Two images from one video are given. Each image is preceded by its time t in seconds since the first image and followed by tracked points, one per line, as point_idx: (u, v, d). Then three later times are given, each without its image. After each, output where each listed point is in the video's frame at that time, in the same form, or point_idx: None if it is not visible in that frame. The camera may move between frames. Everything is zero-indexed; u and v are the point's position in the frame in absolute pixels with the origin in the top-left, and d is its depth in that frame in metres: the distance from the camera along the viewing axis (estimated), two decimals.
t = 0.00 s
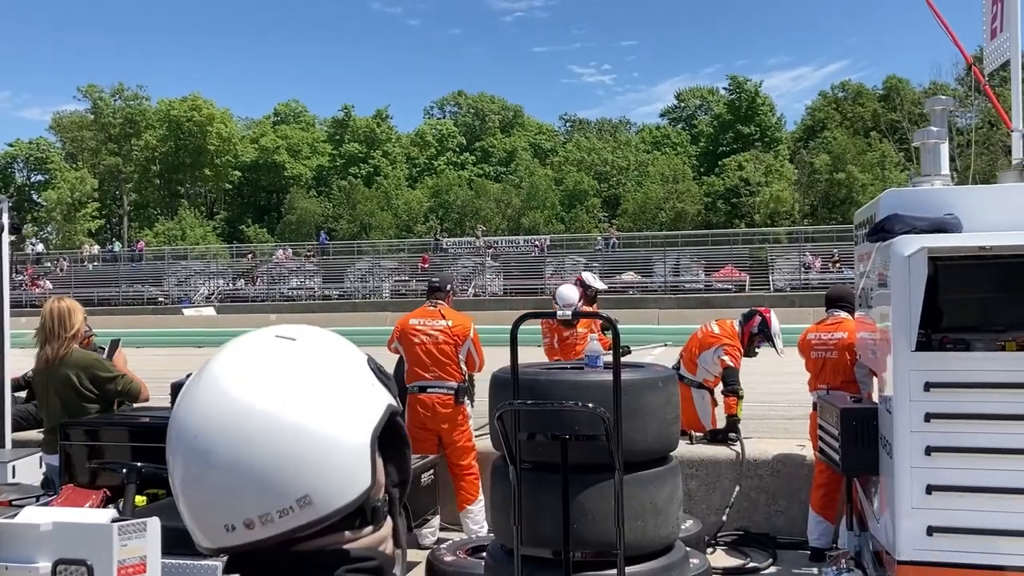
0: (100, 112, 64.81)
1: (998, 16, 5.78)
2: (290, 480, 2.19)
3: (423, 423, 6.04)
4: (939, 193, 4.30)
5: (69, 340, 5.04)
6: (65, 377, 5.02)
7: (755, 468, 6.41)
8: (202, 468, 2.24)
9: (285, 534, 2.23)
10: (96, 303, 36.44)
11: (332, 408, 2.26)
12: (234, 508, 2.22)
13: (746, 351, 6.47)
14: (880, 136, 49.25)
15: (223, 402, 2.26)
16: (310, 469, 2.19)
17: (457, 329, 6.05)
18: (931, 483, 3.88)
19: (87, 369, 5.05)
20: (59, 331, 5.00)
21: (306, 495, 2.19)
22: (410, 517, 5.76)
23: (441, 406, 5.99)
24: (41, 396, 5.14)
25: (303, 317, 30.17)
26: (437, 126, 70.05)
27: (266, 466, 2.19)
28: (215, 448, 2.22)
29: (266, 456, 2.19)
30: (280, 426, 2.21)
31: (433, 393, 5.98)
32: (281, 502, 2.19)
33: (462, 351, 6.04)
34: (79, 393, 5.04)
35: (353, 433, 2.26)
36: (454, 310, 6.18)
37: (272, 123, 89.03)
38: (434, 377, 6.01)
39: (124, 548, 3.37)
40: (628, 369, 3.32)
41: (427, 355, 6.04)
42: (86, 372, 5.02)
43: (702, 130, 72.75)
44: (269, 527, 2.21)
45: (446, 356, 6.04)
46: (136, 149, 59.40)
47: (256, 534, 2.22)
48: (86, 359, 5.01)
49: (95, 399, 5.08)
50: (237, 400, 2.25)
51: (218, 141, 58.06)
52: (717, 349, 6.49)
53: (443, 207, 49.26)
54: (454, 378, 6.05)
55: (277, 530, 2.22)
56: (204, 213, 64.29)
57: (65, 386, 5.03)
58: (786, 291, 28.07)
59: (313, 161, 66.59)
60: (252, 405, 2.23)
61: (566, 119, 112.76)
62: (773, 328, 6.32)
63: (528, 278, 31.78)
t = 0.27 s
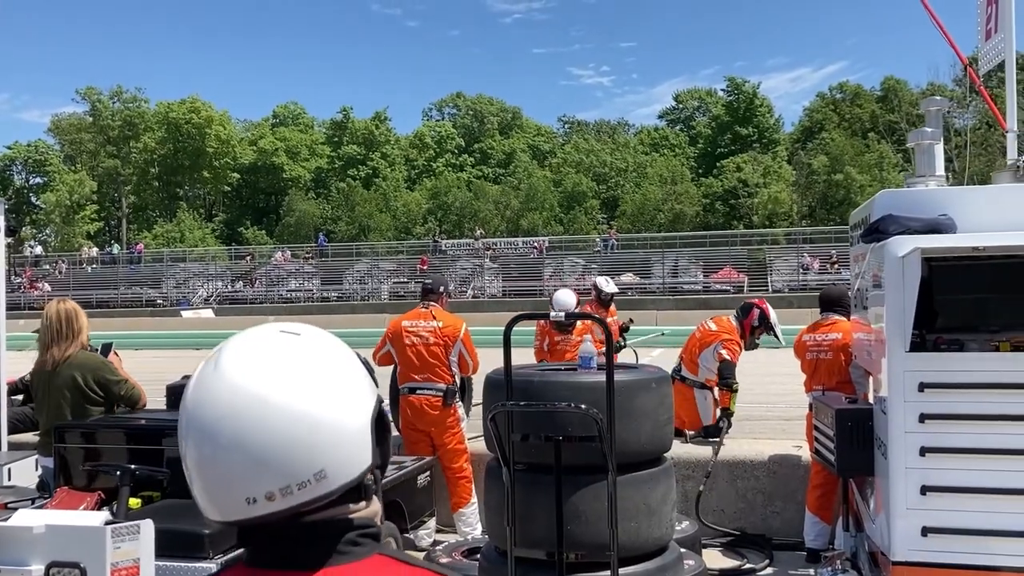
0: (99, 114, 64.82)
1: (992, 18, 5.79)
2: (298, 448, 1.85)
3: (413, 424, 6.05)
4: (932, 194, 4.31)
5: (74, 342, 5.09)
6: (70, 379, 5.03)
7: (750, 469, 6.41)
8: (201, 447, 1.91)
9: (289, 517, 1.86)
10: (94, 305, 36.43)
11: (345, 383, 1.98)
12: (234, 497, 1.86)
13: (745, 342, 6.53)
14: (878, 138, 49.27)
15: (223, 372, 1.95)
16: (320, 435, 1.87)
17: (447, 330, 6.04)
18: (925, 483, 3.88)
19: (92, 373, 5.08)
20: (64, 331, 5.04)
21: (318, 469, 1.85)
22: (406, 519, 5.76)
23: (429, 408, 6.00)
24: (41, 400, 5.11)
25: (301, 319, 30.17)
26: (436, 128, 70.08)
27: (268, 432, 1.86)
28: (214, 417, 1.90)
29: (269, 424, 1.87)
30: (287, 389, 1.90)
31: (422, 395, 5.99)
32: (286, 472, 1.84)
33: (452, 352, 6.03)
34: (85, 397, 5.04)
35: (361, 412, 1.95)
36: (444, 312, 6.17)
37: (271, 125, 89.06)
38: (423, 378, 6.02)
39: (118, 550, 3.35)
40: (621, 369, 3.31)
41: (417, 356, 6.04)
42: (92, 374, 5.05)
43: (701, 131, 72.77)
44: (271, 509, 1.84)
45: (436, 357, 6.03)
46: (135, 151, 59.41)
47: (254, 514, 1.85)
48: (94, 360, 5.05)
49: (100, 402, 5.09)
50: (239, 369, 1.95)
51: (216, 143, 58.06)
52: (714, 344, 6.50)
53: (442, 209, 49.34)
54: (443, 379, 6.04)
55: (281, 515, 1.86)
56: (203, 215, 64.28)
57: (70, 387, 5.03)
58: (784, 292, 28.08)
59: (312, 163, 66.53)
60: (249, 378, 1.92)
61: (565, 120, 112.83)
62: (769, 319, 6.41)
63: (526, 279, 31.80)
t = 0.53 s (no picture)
0: (97, 116, 64.82)
1: (988, 18, 5.80)
2: (359, 415, 1.78)
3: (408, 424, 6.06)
4: (929, 193, 4.31)
5: (72, 346, 5.10)
6: (70, 382, 5.02)
7: (748, 468, 6.42)
8: (263, 409, 1.82)
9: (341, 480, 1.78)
10: (93, 307, 36.39)
11: (393, 360, 1.94)
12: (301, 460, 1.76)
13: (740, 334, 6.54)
14: (876, 138, 49.31)
15: (283, 339, 1.89)
16: (379, 399, 1.82)
17: (440, 329, 6.22)
18: (921, 483, 3.88)
19: (91, 376, 5.07)
20: (59, 338, 5.06)
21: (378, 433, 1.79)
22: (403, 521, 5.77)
23: (425, 407, 6.00)
24: (41, 401, 5.12)
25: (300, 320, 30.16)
26: (435, 129, 70.06)
27: (332, 391, 1.79)
28: (277, 373, 1.82)
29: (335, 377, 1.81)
30: (353, 353, 1.86)
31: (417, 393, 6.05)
32: (347, 433, 1.76)
33: (446, 350, 6.18)
34: (84, 400, 5.04)
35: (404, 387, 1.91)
36: (438, 314, 6.36)
37: (269, 126, 89.04)
38: (418, 378, 6.14)
39: (114, 551, 3.35)
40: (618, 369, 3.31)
41: (412, 356, 6.21)
42: (90, 377, 5.04)
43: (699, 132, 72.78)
44: (334, 468, 1.76)
45: (430, 356, 6.17)
46: (133, 152, 59.39)
47: (311, 473, 1.76)
48: (92, 364, 5.04)
49: (100, 405, 5.08)
50: (302, 337, 1.89)
51: (215, 144, 58.07)
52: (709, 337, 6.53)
53: (441, 210, 49.25)
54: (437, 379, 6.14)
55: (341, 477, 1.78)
56: (202, 216, 64.24)
57: (69, 389, 5.02)
58: (782, 293, 28.08)
59: (311, 164, 66.46)
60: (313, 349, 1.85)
61: (563, 121, 112.85)
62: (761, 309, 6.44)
63: (525, 280, 31.78)
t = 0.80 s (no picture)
0: (96, 116, 64.83)
1: (986, 16, 5.79)
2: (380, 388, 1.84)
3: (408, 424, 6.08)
4: (927, 191, 4.31)
5: (71, 344, 5.13)
6: (67, 379, 5.03)
7: (746, 467, 6.42)
8: (282, 371, 1.81)
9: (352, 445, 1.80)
10: (91, 307, 36.37)
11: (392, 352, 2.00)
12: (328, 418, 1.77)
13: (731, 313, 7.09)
14: (875, 137, 49.34)
15: (296, 311, 1.90)
16: (393, 375, 1.87)
17: (438, 330, 6.15)
18: (918, 481, 3.88)
19: (88, 374, 5.07)
20: (57, 335, 5.08)
21: (392, 402, 1.85)
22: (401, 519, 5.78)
23: (425, 408, 6.00)
24: (37, 399, 5.11)
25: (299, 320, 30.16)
26: (434, 128, 70.05)
27: (356, 362, 1.83)
28: (299, 339, 1.83)
29: (358, 348, 1.85)
30: (368, 330, 1.90)
31: (418, 394, 6.04)
32: (365, 400, 1.80)
33: (443, 352, 6.11)
34: (80, 398, 5.03)
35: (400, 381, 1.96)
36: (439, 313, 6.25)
37: (268, 126, 89.06)
38: (419, 378, 6.13)
39: (111, 549, 3.36)
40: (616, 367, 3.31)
41: (413, 356, 6.19)
42: (87, 374, 5.04)
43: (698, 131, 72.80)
44: (352, 435, 1.78)
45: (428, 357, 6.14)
46: (132, 152, 59.41)
47: (330, 435, 1.76)
48: (89, 361, 5.04)
49: (95, 403, 5.07)
50: (315, 310, 1.92)
51: (213, 144, 58.09)
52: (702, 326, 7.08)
53: (440, 209, 49.23)
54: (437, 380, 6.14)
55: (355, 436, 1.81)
56: (201, 216, 64.21)
57: (65, 385, 5.02)
58: (781, 292, 28.07)
59: (310, 164, 66.43)
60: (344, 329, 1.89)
61: (562, 120, 112.84)
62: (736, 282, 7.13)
63: (524, 280, 31.75)
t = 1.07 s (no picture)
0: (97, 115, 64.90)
1: (985, 15, 5.78)
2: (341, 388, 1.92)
3: (418, 421, 6.21)
4: (926, 190, 4.30)
5: (68, 340, 5.11)
6: (68, 376, 5.02)
7: (744, 466, 6.42)
8: (244, 376, 1.86)
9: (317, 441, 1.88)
10: (92, 306, 36.41)
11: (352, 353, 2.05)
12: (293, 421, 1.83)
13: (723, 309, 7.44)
14: (876, 136, 49.35)
15: (259, 321, 1.96)
16: (353, 378, 1.95)
17: (447, 330, 6.07)
18: (917, 479, 3.88)
19: (89, 370, 5.06)
20: (56, 331, 5.06)
21: (349, 407, 1.93)
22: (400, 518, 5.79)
23: (434, 407, 6.10)
24: (39, 394, 5.11)
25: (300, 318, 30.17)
26: (434, 128, 70.13)
27: (321, 371, 1.89)
28: (265, 349, 1.89)
29: (320, 356, 1.91)
30: (329, 337, 1.97)
31: (427, 393, 6.11)
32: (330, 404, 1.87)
33: (450, 353, 6.06)
34: (82, 394, 5.03)
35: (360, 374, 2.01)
36: (448, 312, 6.17)
37: (269, 125, 89.16)
38: (427, 377, 6.12)
39: (109, 548, 3.37)
40: (613, 367, 3.31)
41: (419, 355, 6.16)
42: (88, 370, 5.03)
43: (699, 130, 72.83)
44: (315, 436, 1.85)
45: (437, 356, 6.10)
46: (133, 151, 59.49)
47: (291, 437, 1.84)
48: (91, 357, 5.03)
49: (96, 400, 5.07)
50: (275, 317, 1.97)
51: (214, 143, 58.12)
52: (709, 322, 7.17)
53: (441, 209, 49.23)
54: (447, 378, 6.13)
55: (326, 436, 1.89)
56: (202, 215, 64.27)
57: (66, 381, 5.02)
58: (782, 291, 28.09)
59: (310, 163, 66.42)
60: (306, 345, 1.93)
61: (563, 119, 112.86)
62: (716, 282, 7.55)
63: (525, 279, 31.74)
